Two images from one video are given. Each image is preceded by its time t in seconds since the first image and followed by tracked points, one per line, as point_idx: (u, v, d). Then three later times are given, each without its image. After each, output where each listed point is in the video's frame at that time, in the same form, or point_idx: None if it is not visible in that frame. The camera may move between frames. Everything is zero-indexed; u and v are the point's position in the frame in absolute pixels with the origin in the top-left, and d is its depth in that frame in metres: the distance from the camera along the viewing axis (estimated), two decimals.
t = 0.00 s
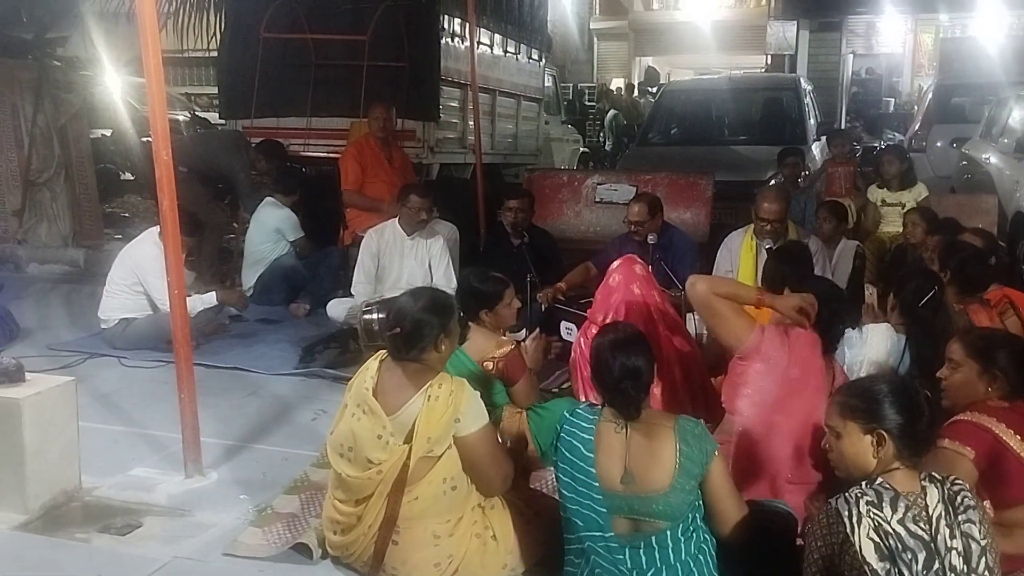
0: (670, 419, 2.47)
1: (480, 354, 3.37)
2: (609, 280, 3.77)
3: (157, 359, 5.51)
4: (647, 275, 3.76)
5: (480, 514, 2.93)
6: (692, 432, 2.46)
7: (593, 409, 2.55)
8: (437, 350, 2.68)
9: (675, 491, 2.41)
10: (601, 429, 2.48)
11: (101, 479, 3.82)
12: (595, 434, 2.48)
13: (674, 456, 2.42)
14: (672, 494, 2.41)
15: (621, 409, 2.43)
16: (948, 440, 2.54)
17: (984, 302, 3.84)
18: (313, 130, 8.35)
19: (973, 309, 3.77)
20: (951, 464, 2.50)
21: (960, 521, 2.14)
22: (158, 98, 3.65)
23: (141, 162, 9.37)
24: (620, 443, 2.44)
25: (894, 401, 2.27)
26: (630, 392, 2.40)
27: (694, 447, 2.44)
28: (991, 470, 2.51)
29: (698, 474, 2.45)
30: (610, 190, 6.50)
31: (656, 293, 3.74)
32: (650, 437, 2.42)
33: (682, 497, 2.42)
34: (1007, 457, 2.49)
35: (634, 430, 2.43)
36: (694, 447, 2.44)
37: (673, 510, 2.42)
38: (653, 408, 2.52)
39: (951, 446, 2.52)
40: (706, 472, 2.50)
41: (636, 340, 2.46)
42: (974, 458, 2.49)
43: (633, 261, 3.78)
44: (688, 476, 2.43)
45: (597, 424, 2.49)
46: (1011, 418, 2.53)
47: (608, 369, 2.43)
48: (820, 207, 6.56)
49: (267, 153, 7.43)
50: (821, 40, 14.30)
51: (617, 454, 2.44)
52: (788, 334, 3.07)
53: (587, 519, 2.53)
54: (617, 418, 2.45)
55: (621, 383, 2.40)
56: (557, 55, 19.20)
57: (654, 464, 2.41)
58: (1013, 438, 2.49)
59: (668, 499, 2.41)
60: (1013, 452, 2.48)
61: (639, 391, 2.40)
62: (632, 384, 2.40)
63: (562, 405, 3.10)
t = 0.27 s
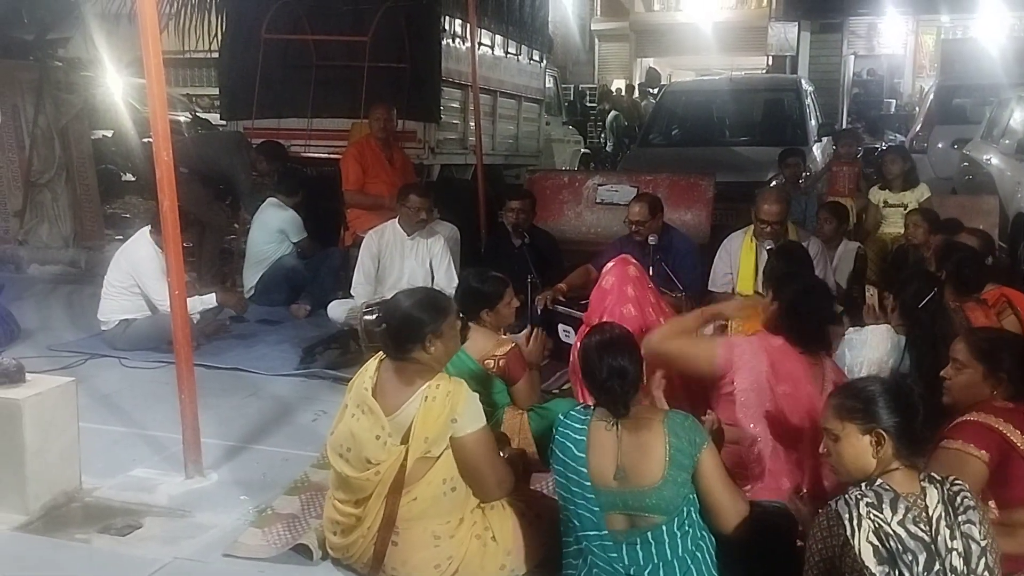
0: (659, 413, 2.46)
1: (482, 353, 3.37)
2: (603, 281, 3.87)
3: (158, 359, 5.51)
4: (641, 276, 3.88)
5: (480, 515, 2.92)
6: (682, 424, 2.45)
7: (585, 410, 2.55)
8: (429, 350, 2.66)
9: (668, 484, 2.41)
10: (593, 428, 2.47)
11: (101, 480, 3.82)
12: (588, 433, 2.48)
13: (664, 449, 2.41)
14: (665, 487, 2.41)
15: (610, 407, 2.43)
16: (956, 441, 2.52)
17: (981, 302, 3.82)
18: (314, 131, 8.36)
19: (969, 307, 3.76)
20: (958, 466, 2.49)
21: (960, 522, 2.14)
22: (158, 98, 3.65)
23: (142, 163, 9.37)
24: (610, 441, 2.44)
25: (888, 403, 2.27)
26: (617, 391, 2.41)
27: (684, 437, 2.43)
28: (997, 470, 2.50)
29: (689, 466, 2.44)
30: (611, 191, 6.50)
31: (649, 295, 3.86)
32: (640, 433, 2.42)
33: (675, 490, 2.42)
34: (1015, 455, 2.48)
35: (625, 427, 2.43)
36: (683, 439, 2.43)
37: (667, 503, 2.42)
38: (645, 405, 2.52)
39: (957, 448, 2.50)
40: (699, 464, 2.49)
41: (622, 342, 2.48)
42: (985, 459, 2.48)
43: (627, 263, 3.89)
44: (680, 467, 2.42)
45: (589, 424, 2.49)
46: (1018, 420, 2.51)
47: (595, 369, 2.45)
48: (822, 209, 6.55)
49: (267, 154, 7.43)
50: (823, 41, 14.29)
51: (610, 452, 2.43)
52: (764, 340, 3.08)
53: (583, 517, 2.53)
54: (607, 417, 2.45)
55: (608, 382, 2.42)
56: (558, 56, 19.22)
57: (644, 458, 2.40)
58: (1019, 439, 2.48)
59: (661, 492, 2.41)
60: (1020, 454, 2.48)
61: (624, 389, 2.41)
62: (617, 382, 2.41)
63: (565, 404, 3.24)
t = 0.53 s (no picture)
0: (654, 410, 2.46)
1: (478, 354, 3.40)
2: (598, 283, 3.87)
3: (157, 361, 5.51)
4: (637, 277, 3.86)
5: (478, 516, 2.92)
6: (677, 420, 2.46)
7: (582, 412, 2.55)
8: (422, 350, 2.67)
9: (666, 479, 2.41)
10: (589, 428, 2.47)
11: (100, 481, 3.82)
12: (584, 433, 2.48)
13: (661, 445, 2.41)
14: (663, 483, 2.40)
15: (603, 407, 2.43)
16: (948, 442, 2.53)
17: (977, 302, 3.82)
18: (314, 132, 8.38)
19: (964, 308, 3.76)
20: (952, 468, 2.49)
21: (958, 523, 2.14)
22: (157, 100, 3.65)
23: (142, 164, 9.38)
24: (608, 440, 2.44)
25: (887, 404, 2.27)
26: (609, 390, 2.41)
27: (679, 433, 2.43)
28: (991, 473, 2.50)
29: (687, 460, 2.43)
30: (610, 193, 6.50)
31: (647, 297, 3.86)
32: (636, 430, 2.42)
33: (673, 485, 2.41)
34: (1010, 459, 2.48)
35: (621, 425, 2.43)
36: (679, 435, 2.43)
37: (665, 499, 2.41)
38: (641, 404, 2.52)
39: (950, 449, 2.51)
40: (696, 459, 2.48)
41: (616, 342, 2.48)
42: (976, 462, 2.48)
43: (624, 264, 3.89)
44: (677, 462, 2.42)
45: (585, 424, 2.49)
46: (1016, 423, 2.52)
47: (588, 370, 2.45)
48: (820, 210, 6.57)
49: (267, 155, 7.43)
50: (822, 43, 14.32)
51: (607, 451, 2.43)
52: (718, 343, 3.10)
53: (581, 516, 2.52)
54: (603, 416, 2.45)
55: (601, 382, 2.42)
56: (558, 57, 19.20)
57: (641, 453, 2.41)
58: (1016, 443, 2.48)
59: (659, 488, 2.41)
60: (1017, 458, 2.47)
61: (617, 388, 2.41)
62: (609, 381, 2.41)
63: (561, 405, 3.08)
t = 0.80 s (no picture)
0: (659, 412, 2.46)
1: (478, 358, 3.33)
2: (592, 282, 3.87)
3: (155, 363, 5.51)
4: (631, 277, 3.88)
5: (476, 518, 2.92)
6: (681, 424, 2.46)
7: (586, 411, 2.55)
8: (416, 352, 2.68)
9: (667, 481, 2.41)
10: (593, 428, 2.48)
11: (98, 484, 3.82)
12: (587, 433, 2.49)
13: (663, 447, 2.41)
14: (663, 485, 2.41)
15: (608, 406, 2.44)
16: (953, 444, 2.52)
17: (975, 302, 3.84)
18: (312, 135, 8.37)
19: (964, 309, 3.79)
20: (956, 468, 2.50)
21: (953, 522, 2.14)
22: (155, 104, 3.66)
23: (140, 167, 9.39)
24: (611, 439, 2.45)
25: (886, 404, 2.27)
26: (614, 390, 2.42)
27: (683, 437, 2.43)
28: (994, 472, 2.50)
29: (688, 463, 2.44)
30: (609, 193, 6.50)
31: (641, 296, 3.87)
32: (639, 431, 2.43)
33: (674, 488, 2.42)
34: (1012, 459, 2.48)
35: (625, 426, 2.44)
36: (682, 437, 2.44)
37: (665, 501, 2.42)
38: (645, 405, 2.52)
39: (958, 451, 2.50)
40: (697, 463, 2.49)
41: (623, 342, 2.48)
42: (982, 461, 2.48)
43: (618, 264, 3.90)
44: (679, 465, 2.42)
45: (589, 424, 2.50)
46: (1017, 423, 2.51)
47: (593, 369, 2.46)
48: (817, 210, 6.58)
49: (265, 157, 7.43)
50: (820, 43, 14.34)
51: (609, 450, 2.44)
52: (697, 348, 3.14)
53: (578, 516, 2.52)
54: (608, 416, 2.46)
55: (605, 381, 2.43)
56: (556, 59, 19.24)
57: (644, 454, 2.41)
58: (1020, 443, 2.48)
59: (660, 489, 2.41)
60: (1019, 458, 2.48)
61: (621, 388, 2.42)
62: (613, 381, 2.42)
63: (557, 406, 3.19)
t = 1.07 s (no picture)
0: (662, 414, 2.46)
1: (475, 363, 3.31)
2: (590, 283, 3.86)
3: (154, 366, 5.51)
4: (630, 277, 3.87)
5: (477, 518, 2.92)
6: (685, 425, 2.45)
7: (588, 411, 2.55)
8: (414, 352, 2.68)
9: (669, 483, 2.41)
10: (597, 428, 2.48)
11: (98, 487, 3.82)
12: (590, 433, 2.49)
13: (667, 449, 2.41)
14: (666, 487, 2.41)
15: (611, 407, 2.44)
16: (943, 442, 2.54)
17: (974, 300, 3.86)
18: (310, 136, 8.36)
19: (963, 308, 3.79)
20: (946, 468, 2.52)
21: (953, 521, 2.14)
22: (152, 106, 3.66)
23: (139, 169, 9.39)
24: (615, 440, 2.44)
25: (890, 403, 2.27)
26: (617, 391, 2.42)
27: (686, 439, 2.43)
28: (985, 472, 2.51)
29: (691, 465, 2.44)
30: (608, 194, 6.50)
31: (639, 296, 3.86)
32: (643, 433, 2.42)
33: (676, 490, 2.42)
34: (1005, 458, 2.48)
35: (628, 427, 2.44)
36: (685, 439, 2.43)
37: (667, 503, 2.42)
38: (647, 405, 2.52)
39: (947, 449, 2.53)
40: (699, 465, 2.48)
41: (627, 342, 2.47)
42: (971, 461, 2.50)
43: (616, 264, 3.89)
44: (682, 467, 2.42)
45: (592, 424, 2.50)
46: (1007, 421, 2.52)
47: (596, 369, 2.45)
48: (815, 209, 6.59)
49: (264, 158, 7.44)
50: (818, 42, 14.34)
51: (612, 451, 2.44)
52: (697, 348, 3.12)
53: (580, 517, 2.51)
54: (611, 416, 2.45)
55: (609, 381, 2.42)
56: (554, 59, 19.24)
57: (648, 456, 2.41)
58: (1011, 441, 2.48)
59: (662, 491, 2.41)
60: (1010, 456, 2.47)
61: (625, 388, 2.42)
62: (616, 381, 2.42)
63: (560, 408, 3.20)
